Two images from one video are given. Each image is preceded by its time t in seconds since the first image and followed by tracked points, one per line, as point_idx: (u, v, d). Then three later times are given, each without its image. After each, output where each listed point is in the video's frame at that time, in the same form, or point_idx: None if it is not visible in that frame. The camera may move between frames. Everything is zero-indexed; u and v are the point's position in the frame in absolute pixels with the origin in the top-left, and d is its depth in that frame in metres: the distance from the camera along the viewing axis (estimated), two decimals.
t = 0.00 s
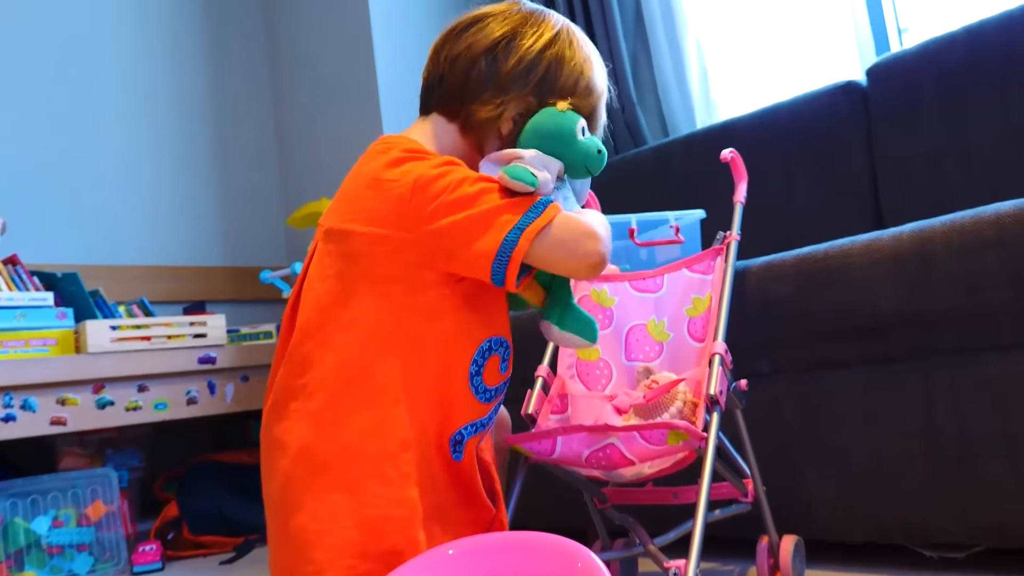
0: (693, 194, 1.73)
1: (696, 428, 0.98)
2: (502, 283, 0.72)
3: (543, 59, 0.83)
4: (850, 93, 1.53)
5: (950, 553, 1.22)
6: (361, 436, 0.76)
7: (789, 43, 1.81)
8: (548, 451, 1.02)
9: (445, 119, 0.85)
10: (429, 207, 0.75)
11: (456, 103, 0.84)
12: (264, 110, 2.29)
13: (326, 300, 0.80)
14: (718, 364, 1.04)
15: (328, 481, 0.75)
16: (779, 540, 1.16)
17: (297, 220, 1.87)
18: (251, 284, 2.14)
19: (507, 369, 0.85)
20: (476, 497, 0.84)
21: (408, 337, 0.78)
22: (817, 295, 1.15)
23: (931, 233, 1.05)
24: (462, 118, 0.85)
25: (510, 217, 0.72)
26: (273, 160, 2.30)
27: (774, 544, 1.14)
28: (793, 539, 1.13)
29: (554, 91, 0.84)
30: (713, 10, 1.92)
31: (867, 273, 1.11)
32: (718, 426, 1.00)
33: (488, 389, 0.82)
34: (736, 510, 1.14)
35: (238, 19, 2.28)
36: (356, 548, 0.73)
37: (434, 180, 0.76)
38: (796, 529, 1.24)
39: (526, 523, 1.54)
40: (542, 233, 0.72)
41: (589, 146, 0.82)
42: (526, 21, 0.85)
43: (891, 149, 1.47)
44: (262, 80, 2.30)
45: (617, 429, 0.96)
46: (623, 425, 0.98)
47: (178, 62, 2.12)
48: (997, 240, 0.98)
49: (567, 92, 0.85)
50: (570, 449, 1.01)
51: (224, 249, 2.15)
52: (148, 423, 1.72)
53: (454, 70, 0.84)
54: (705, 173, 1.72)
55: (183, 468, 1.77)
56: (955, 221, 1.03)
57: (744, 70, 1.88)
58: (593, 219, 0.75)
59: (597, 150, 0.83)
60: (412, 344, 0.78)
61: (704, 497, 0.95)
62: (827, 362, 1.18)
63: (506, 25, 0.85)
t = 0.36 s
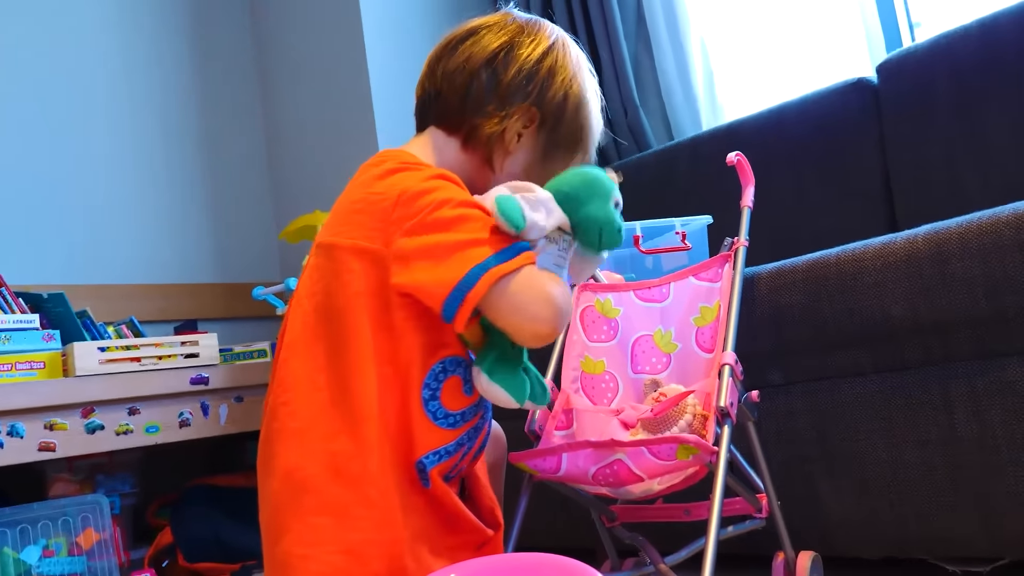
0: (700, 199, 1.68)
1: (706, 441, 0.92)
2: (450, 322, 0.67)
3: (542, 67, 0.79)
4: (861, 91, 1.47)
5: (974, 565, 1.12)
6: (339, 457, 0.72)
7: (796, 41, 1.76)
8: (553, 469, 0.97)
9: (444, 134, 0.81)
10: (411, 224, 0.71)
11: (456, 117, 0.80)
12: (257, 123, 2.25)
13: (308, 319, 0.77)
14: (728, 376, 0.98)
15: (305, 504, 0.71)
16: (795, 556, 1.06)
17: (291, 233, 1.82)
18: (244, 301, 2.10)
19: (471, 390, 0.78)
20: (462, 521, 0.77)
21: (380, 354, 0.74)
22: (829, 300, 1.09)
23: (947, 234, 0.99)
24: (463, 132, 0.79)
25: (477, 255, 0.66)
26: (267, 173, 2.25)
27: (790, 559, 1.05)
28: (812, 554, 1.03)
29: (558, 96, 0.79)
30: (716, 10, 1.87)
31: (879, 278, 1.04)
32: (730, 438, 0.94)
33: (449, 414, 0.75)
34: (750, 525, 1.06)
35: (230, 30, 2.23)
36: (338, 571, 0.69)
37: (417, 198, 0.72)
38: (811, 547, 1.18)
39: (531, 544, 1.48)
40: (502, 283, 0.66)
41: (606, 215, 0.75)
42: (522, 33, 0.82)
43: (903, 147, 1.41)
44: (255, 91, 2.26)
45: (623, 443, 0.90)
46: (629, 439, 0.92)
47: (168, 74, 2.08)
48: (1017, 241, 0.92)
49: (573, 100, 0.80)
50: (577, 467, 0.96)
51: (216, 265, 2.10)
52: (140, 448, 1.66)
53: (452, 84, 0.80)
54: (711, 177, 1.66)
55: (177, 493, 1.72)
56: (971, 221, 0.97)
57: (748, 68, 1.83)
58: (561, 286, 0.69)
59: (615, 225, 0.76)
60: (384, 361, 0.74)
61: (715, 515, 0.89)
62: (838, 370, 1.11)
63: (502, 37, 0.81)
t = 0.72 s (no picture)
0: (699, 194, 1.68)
1: (707, 435, 0.92)
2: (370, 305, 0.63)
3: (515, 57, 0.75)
4: (861, 82, 1.47)
5: (981, 556, 1.10)
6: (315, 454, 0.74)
7: (794, 34, 1.75)
8: (556, 466, 0.95)
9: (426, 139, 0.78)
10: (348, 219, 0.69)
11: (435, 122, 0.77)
12: (256, 125, 2.25)
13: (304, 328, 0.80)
14: (730, 369, 0.97)
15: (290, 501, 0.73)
16: (799, 549, 1.04)
17: (290, 235, 1.82)
18: (245, 303, 2.10)
19: (451, 388, 0.77)
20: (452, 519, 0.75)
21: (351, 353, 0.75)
22: (829, 294, 1.08)
23: (948, 223, 0.97)
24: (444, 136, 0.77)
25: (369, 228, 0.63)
26: (265, 175, 2.25)
27: (795, 553, 1.03)
28: (817, 547, 1.02)
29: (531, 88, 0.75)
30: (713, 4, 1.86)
31: (881, 270, 1.03)
32: (733, 431, 0.94)
33: (421, 412, 0.74)
34: (754, 519, 1.04)
35: (227, 33, 2.23)
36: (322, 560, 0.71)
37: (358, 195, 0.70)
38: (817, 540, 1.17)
39: (535, 542, 1.47)
40: (385, 254, 0.62)
41: (472, 130, 0.59)
42: (501, 23, 0.78)
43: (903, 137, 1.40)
44: (253, 93, 2.26)
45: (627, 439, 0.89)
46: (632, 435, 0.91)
47: (166, 78, 2.08)
48: (1018, 230, 0.91)
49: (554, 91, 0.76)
50: (581, 464, 0.94)
51: (216, 268, 2.10)
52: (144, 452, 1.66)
53: (427, 88, 0.77)
54: (711, 171, 1.65)
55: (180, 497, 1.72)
56: (973, 209, 0.96)
57: (746, 62, 1.83)
58: (458, 239, 0.61)
59: (482, 135, 0.58)
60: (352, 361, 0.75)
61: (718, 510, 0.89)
62: (842, 362, 1.11)
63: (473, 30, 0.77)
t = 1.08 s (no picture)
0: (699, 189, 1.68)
1: (705, 429, 0.92)
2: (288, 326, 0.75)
3: (510, 54, 0.81)
4: (858, 77, 1.47)
5: (978, 548, 1.10)
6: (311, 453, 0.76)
7: (792, 29, 1.75)
8: (554, 464, 0.94)
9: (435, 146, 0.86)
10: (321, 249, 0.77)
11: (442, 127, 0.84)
12: (253, 123, 2.24)
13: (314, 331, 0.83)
14: (728, 363, 0.97)
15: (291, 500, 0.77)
16: (798, 543, 1.04)
17: (289, 233, 1.82)
18: (244, 302, 2.09)
19: (444, 387, 0.77)
20: (448, 519, 0.76)
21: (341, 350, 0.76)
22: (827, 288, 1.08)
23: (944, 217, 0.97)
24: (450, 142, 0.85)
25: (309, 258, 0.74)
26: (264, 173, 2.25)
27: (794, 547, 1.03)
28: (816, 542, 1.02)
29: (529, 82, 0.80)
30: None
31: (880, 263, 1.03)
32: (730, 426, 0.94)
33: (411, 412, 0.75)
34: (752, 513, 1.04)
35: (225, 31, 2.23)
36: (324, 549, 0.73)
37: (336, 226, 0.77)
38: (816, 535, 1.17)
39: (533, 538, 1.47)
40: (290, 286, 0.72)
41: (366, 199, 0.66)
42: (499, 25, 0.84)
43: (901, 132, 1.40)
44: (251, 91, 2.26)
45: (624, 437, 0.89)
46: (629, 433, 0.91)
47: (164, 77, 2.08)
48: (1014, 224, 0.91)
49: (543, 85, 0.80)
50: (579, 462, 0.93)
51: (214, 267, 2.10)
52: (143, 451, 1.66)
53: (437, 96, 0.86)
54: (710, 166, 1.65)
55: (181, 496, 1.72)
56: (968, 203, 0.96)
57: (744, 58, 1.83)
58: (319, 296, 0.69)
59: (370, 207, 0.65)
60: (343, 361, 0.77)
61: (716, 503, 0.89)
62: (839, 357, 1.11)
63: (476, 36, 0.84)
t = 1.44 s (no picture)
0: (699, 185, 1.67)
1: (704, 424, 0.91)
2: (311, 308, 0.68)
3: (492, 21, 0.77)
4: (857, 72, 1.46)
5: (977, 544, 1.09)
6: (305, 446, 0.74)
7: (790, 25, 1.75)
8: (554, 455, 0.94)
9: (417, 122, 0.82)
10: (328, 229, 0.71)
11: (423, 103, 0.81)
12: (251, 121, 2.24)
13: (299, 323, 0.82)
14: (726, 359, 0.97)
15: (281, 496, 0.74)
16: (797, 539, 1.04)
17: (288, 230, 1.82)
18: (242, 300, 2.09)
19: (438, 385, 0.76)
20: (444, 520, 0.75)
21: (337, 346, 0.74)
22: (826, 283, 1.08)
23: (942, 213, 0.97)
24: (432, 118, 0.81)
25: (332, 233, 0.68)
26: (262, 171, 2.24)
27: (793, 543, 1.03)
28: (815, 538, 1.02)
29: (513, 50, 0.76)
30: None
31: (876, 259, 1.03)
32: (728, 422, 0.94)
33: (409, 410, 0.74)
34: (751, 509, 1.04)
35: (222, 28, 2.23)
36: (315, 551, 0.72)
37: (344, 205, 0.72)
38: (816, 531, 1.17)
39: (534, 535, 1.47)
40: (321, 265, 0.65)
41: (434, 171, 0.61)
42: None
43: (899, 128, 1.40)
44: (248, 88, 2.25)
45: (623, 427, 0.89)
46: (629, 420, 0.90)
47: (162, 75, 2.08)
48: (1012, 219, 0.91)
49: (528, 51, 0.76)
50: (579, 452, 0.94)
51: (213, 265, 2.09)
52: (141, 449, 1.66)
53: (415, 67, 0.81)
54: (709, 162, 1.65)
55: (179, 494, 1.72)
56: (966, 198, 0.96)
57: (743, 54, 1.82)
58: (370, 276, 0.63)
59: (442, 180, 0.60)
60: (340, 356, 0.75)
61: (715, 497, 0.89)
62: (838, 352, 1.11)
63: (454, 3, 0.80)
